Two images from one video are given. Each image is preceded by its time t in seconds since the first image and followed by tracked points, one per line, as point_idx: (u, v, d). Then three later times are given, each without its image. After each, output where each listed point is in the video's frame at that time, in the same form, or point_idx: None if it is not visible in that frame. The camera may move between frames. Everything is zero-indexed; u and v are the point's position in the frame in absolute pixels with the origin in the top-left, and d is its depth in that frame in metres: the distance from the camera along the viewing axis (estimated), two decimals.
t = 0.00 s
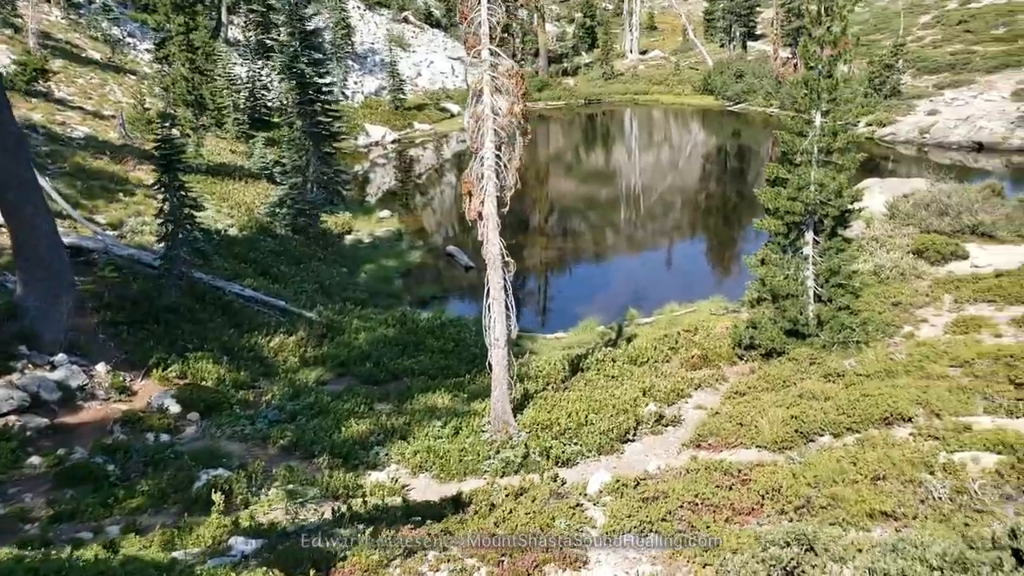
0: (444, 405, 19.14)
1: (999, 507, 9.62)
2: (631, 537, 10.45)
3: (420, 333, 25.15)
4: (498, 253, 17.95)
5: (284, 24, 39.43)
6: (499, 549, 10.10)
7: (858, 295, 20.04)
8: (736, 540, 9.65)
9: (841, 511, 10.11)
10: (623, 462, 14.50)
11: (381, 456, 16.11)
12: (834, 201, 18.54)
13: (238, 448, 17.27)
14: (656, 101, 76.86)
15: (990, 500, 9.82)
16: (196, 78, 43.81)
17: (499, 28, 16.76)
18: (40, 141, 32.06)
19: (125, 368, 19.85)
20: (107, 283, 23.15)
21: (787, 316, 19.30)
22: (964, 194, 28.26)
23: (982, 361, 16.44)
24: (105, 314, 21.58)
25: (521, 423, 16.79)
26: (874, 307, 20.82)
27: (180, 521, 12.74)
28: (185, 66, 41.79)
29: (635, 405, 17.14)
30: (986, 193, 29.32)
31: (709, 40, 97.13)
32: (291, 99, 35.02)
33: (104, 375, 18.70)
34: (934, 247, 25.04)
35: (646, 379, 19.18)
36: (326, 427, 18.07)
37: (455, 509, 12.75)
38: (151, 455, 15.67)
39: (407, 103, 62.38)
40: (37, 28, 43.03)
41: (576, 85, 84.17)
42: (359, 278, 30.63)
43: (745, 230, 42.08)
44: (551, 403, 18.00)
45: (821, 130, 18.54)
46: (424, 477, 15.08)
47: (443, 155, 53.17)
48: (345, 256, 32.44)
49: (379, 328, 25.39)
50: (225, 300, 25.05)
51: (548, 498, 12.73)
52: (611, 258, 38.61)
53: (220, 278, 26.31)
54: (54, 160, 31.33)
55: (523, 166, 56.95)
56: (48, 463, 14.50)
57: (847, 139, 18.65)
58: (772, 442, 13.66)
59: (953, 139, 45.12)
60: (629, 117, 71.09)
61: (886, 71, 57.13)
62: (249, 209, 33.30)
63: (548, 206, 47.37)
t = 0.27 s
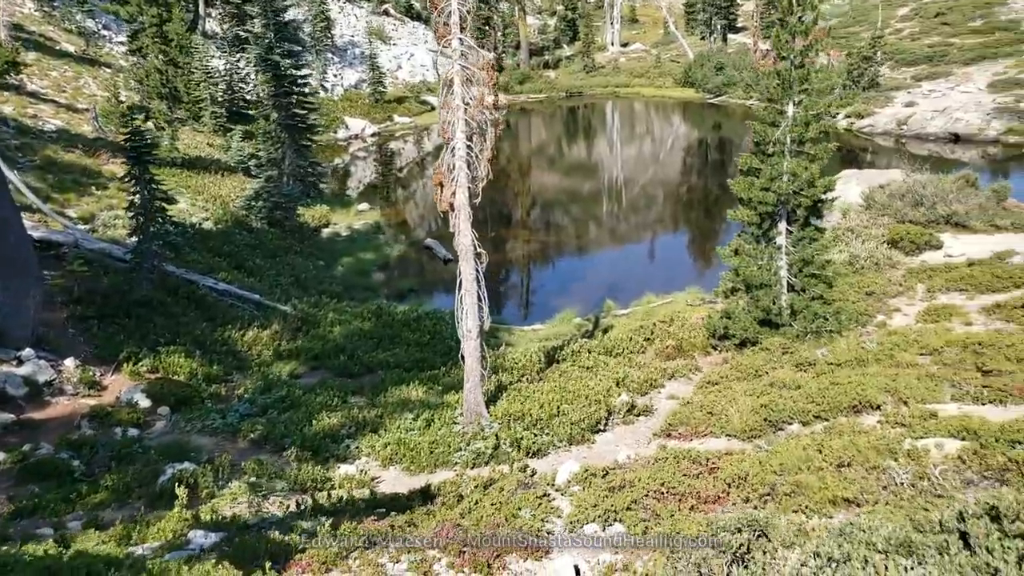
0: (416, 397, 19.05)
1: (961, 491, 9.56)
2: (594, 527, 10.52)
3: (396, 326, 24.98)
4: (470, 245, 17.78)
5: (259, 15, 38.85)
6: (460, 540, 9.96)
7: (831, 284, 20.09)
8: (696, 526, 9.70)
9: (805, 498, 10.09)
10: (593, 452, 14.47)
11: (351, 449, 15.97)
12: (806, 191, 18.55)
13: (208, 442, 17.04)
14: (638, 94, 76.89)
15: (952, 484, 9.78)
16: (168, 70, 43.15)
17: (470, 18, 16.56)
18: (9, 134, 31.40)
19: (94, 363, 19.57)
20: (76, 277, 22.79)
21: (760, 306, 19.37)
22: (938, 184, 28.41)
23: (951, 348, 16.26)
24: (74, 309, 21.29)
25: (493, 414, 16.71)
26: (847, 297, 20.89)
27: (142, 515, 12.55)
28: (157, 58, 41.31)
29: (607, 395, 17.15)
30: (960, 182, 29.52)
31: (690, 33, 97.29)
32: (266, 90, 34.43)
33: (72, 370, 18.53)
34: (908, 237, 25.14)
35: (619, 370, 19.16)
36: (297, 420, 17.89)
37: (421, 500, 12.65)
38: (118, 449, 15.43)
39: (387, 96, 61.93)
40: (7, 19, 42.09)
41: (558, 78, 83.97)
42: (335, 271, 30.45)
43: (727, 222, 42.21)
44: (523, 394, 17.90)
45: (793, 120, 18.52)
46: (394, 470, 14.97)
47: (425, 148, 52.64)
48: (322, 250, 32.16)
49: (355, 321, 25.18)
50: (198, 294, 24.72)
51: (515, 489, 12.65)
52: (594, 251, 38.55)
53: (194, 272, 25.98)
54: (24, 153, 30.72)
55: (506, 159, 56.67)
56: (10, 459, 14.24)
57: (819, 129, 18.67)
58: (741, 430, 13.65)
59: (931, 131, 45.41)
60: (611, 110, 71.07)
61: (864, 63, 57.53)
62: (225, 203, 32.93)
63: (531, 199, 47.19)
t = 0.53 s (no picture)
0: (392, 394, 18.94)
1: (928, 486, 9.45)
2: (559, 525, 10.41)
3: (375, 322, 24.81)
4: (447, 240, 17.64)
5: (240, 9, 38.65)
6: (424, 537, 9.80)
7: (809, 282, 20.12)
8: (659, 523, 9.64)
9: (771, 496, 10.01)
10: (566, 449, 14.40)
11: (324, 445, 15.80)
12: (784, 188, 18.55)
13: (180, 437, 16.77)
14: (624, 92, 76.99)
15: (919, 479, 9.68)
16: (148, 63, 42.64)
17: (447, 12, 16.42)
18: None
19: (67, 358, 19.24)
20: (51, 271, 22.40)
21: (738, 303, 19.40)
22: (919, 183, 28.51)
23: (925, 346, 16.17)
24: (48, 303, 20.95)
25: (468, 411, 16.62)
26: (826, 295, 20.91)
27: (106, 511, 12.25)
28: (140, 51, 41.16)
29: (583, 393, 17.15)
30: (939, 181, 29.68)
31: (677, 32, 97.61)
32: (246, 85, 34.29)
33: (45, 365, 18.20)
34: (889, 236, 25.15)
35: (597, 368, 19.13)
36: (271, 416, 17.68)
37: (389, 497, 12.52)
38: (88, 445, 15.13)
39: (373, 92, 61.68)
40: None
41: (545, 76, 83.92)
42: (315, 267, 30.36)
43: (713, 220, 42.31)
44: (499, 392, 17.80)
45: (771, 118, 18.57)
46: (365, 467, 14.83)
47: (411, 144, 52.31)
48: (303, 245, 31.93)
49: (333, 317, 25.00)
50: (176, 288, 24.40)
51: (484, 486, 12.53)
52: (580, 248, 38.50)
53: (172, 266, 25.65)
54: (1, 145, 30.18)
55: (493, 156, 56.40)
56: None
57: (796, 127, 18.71)
58: (714, 428, 13.60)
59: (914, 131, 45.69)
60: (598, 108, 71.07)
61: (849, 63, 57.94)
62: (205, 197, 32.67)
63: (517, 196, 47.04)
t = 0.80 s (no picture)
0: (372, 393, 18.83)
1: (901, 486, 9.36)
2: (531, 525, 10.28)
3: (359, 321, 24.69)
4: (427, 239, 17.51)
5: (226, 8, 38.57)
6: (394, 537, 9.58)
7: (793, 282, 20.08)
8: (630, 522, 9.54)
9: (744, 497, 9.90)
10: (544, 448, 14.29)
11: (302, 444, 15.62)
12: (767, 187, 18.49)
13: (158, 436, 16.48)
14: (614, 91, 77.07)
15: (893, 479, 9.59)
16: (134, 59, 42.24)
17: (428, 9, 16.31)
18: None
19: (46, 357, 18.94)
20: (32, 268, 22.05)
21: (721, 303, 19.37)
22: (906, 182, 28.45)
23: (908, 346, 16.07)
24: (28, 300, 20.61)
25: (448, 410, 16.51)
26: (811, 295, 20.84)
27: (77, 510, 11.89)
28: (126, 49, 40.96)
29: (563, 392, 17.11)
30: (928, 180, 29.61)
31: (668, 31, 97.74)
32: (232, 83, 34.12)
33: (23, 363, 17.90)
34: (875, 235, 25.08)
35: (579, 367, 19.13)
36: (250, 414, 17.47)
37: (364, 495, 12.35)
38: (64, 443, 14.78)
39: (364, 91, 61.56)
40: None
41: (536, 75, 83.88)
42: (301, 266, 30.34)
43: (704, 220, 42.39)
44: (479, 391, 17.68)
45: (754, 116, 18.54)
46: (342, 466, 14.66)
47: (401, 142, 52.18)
48: (289, 245, 31.88)
49: (318, 316, 24.86)
50: (159, 286, 24.12)
51: (459, 485, 12.39)
52: (571, 248, 38.42)
53: (156, 264, 25.36)
54: None
55: (484, 155, 56.23)
56: None
57: (780, 126, 18.67)
58: (692, 428, 13.52)
59: (903, 131, 45.88)
60: (589, 108, 71.04)
61: (839, 63, 58.17)
62: (190, 195, 32.57)
63: (508, 195, 46.87)
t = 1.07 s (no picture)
0: (358, 393, 18.76)
1: (880, 487, 9.27)
2: (507, 527, 10.17)
3: (348, 321, 24.63)
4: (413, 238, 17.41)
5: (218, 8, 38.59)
6: (367, 539, 9.48)
7: (782, 281, 19.98)
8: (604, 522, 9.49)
9: (722, 498, 9.77)
10: (527, 449, 14.20)
11: (285, 445, 15.52)
12: (756, 187, 18.40)
13: (141, 436, 16.32)
14: (609, 91, 77.05)
15: (871, 479, 9.50)
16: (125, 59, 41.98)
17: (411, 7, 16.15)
18: None
19: (31, 357, 18.80)
20: (18, 267, 21.90)
21: (709, 302, 19.28)
22: (899, 181, 28.31)
23: (895, 346, 15.90)
24: (14, 300, 20.46)
25: (432, 410, 16.43)
26: (800, 294, 20.70)
27: (54, 511, 11.74)
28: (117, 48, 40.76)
29: (549, 392, 17.04)
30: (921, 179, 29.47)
31: (664, 31, 97.77)
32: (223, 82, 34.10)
33: (7, 363, 17.76)
34: (866, 235, 24.93)
35: (566, 367, 19.06)
36: (234, 414, 17.36)
37: (342, 496, 12.24)
38: (45, 444, 14.54)
39: (359, 90, 61.53)
40: None
41: (532, 74, 83.84)
42: (292, 266, 30.30)
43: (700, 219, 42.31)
44: (465, 392, 17.58)
45: (742, 116, 18.46)
46: (324, 467, 14.56)
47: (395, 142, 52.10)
48: (280, 245, 31.84)
49: (306, 316, 24.78)
50: (147, 286, 23.99)
51: (438, 486, 12.27)
52: (568, 247, 38.29)
53: (144, 264, 25.24)
54: None
55: (479, 155, 56.11)
56: None
57: (768, 125, 18.59)
58: (676, 428, 13.41)
59: (897, 130, 45.81)
60: (584, 107, 70.97)
61: (834, 62, 58.17)
62: (181, 195, 32.67)
63: (504, 195, 46.72)
